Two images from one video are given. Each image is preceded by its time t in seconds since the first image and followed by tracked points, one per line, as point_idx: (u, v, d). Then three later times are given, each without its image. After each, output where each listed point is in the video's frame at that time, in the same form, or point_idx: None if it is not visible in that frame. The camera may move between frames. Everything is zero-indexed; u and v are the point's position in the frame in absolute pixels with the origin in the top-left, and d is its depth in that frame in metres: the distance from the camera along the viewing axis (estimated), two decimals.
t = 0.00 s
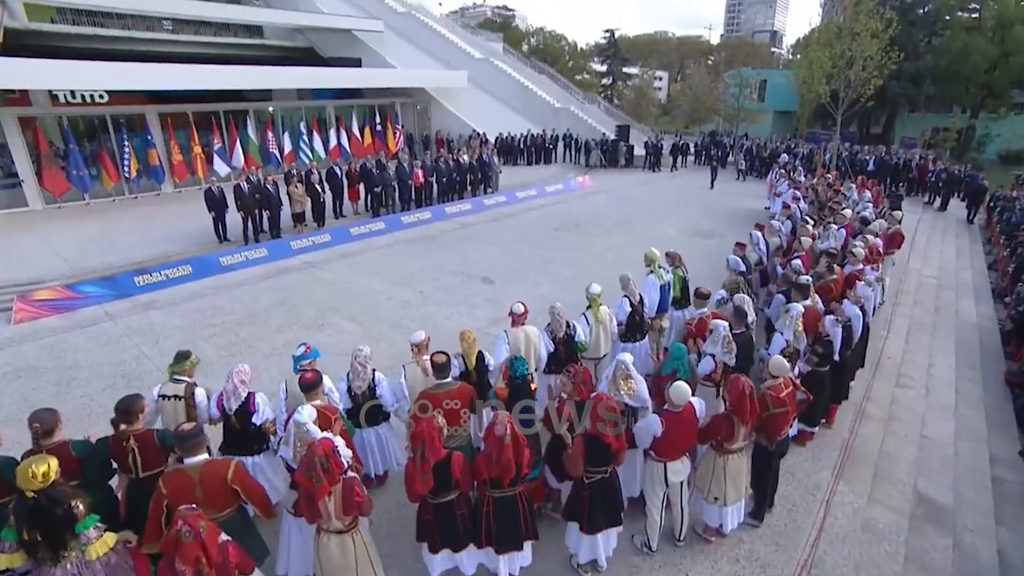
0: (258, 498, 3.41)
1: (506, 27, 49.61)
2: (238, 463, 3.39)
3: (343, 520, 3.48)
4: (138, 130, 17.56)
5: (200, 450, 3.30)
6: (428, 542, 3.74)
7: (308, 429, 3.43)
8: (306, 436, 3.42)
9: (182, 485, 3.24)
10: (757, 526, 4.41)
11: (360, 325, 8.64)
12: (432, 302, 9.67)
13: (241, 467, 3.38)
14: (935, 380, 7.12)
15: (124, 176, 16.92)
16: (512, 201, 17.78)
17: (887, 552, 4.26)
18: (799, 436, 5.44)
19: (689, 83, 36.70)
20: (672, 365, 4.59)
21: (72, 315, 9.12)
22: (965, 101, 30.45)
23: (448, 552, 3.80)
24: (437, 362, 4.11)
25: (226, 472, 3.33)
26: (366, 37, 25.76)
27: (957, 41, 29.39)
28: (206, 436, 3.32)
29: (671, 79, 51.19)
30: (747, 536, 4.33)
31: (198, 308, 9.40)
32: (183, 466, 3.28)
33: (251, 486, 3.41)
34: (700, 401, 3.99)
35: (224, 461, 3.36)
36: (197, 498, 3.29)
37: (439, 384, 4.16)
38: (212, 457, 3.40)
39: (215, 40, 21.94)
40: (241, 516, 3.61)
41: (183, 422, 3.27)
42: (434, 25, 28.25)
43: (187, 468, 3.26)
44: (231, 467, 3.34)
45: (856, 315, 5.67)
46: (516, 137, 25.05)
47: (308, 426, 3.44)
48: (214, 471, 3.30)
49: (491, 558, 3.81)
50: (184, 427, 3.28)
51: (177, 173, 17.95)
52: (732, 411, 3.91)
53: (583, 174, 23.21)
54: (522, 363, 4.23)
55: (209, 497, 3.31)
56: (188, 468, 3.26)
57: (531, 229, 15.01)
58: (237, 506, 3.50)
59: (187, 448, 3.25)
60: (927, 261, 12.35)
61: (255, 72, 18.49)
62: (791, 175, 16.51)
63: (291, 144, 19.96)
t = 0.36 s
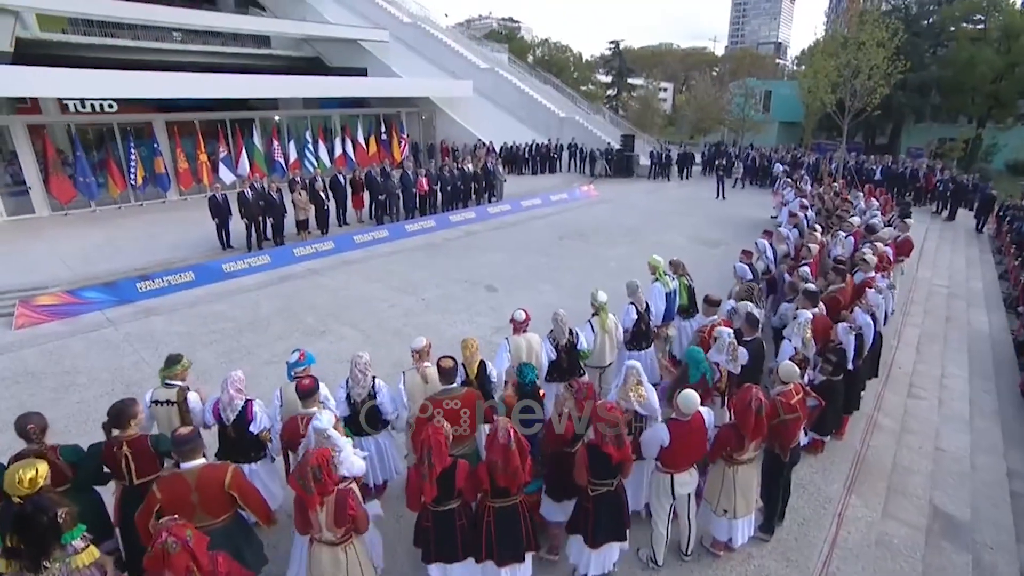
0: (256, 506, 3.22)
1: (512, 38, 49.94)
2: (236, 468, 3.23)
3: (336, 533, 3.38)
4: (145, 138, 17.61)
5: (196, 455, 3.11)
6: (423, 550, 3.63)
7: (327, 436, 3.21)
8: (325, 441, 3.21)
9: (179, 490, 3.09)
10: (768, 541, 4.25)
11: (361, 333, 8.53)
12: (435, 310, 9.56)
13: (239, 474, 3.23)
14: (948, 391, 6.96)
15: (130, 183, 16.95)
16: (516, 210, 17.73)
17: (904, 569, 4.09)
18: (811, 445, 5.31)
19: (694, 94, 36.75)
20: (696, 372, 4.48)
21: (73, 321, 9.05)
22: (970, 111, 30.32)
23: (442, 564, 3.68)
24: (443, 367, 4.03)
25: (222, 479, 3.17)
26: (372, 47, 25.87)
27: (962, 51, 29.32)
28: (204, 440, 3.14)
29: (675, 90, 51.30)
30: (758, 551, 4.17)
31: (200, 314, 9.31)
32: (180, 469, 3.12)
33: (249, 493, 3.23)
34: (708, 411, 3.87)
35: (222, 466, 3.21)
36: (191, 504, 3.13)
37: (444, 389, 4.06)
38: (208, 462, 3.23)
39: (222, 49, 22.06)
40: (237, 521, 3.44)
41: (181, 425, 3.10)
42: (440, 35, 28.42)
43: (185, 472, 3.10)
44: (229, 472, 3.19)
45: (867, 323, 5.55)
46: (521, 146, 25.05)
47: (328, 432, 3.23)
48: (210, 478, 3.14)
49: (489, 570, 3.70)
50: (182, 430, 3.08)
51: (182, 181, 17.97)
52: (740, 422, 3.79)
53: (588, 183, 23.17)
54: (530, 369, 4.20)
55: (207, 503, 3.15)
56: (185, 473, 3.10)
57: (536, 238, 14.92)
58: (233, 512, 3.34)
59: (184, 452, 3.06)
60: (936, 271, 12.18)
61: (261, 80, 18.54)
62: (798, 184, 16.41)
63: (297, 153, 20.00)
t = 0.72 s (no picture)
0: (245, 514, 3.14)
1: (516, 48, 50.15)
2: (227, 474, 3.15)
3: (336, 544, 3.27)
4: (150, 145, 17.66)
5: (187, 461, 3.01)
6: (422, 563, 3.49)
7: (346, 435, 3.34)
8: (346, 442, 3.38)
9: (167, 496, 3.00)
10: (778, 555, 4.11)
11: (363, 339, 8.45)
12: (437, 316, 9.48)
13: (230, 480, 3.15)
14: (961, 399, 6.82)
15: (135, 190, 16.97)
16: (520, 217, 17.67)
17: None
18: (821, 454, 5.20)
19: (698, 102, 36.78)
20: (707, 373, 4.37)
21: (74, 326, 8.99)
22: (975, 119, 30.18)
23: None
24: (443, 372, 3.93)
25: (212, 485, 3.09)
26: (376, 55, 25.94)
27: (967, 59, 29.23)
28: (195, 445, 3.04)
29: (679, 99, 51.38)
30: (768, 564, 4.03)
31: (201, 320, 9.25)
32: (168, 475, 3.03)
33: (239, 499, 3.15)
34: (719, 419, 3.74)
35: (212, 472, 3.12)
36: (180, 510, 3.04)
37: (444, 395, 4.00)
38: (199, 467, 3.14)
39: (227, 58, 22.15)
40: (227, 529, 3.35)
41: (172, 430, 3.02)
42: (444, 44, 28.57)
43: (173, 477, 3.01)
44: (220, 478, 3.11)
45: (877, 329, 5.45)
46: (525, 154, 25.04)
47: (348, 432, 3.34)
48: (201, 484, 3.05)
49: None
50: (171, 434, 2.99)
51: (187, 188, 18.00)
52: (753, 431, 3.68)
53: (592, 191, 23.11)
54: (537, 374, 4.06)
55: (195, 510, 3.06)
56: (174, 478, 3.01)
57: (539, 245, 14.83)
58: (222, 520, 3.24)
59: (174, 458, 2.97)
60: (945, 278, 12.02)
61: (266, 88, 18.58)
62: (803, 191, 16.30)
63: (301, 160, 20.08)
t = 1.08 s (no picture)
0: (241, 519, 3.06)
1: (520, 52, 50.22)
2: (219, 475, 3.07)
3: (350, 546, 3.21)
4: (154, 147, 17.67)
5: (178, 462, 2.94)
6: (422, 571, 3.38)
7: (352, 434, 3.28)
8: (352, 441, 3.29)
9: (157, 499, 2.92)
10: (787, 562, 4.00)
11: (364, 341, 8.37)
12: (439, 318, 9.40)
13: (223, 482, 3.07)
14: (971, 404, 6.70)
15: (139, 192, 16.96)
16: (523, 220, 17.57)
17: None
18: (830, 459, 5.10)
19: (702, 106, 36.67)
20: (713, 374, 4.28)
21: (75, 327, 8.94)
22: (981, 123, 30.01)
23: None
24: (440, 372, 3.83)
25: (204, 487, 3.01)
26: (381, 59, 25.93)
27: (973, 63, 29.09)
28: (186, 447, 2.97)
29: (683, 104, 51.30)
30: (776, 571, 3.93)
31: (202, 321, 9.19)
32: (158, 477, 2.95)
33: (233, 501, 3.07)
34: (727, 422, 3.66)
35: (204, 474, 3.04)
36: (171, 513, 2.97)
37: (439, 398, 3.91)
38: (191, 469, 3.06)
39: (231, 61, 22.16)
40: (222, 531, 3.27)
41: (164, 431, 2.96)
42: (448, 48, 28.63)
43: (163, 480, 2.93)
44: (212, 480, 3.03)
45: (886, 332, 5.34)
46: (529, 157, 24.98)
47: (354, 431, 3.28)
48: (192, 486, 2.97)
49: None
50: (163, 435, 2.91)
51: (190, 190, 18.00)
52: (760, 434, 3.59)
53: (596, 194, 23.02)
54: (541, 374, 4.21)
55: (186, 512, 2.99)
56: (165, 480, 2.93)
57: (543, 247, 14.75)
58: (216, 523, 3.16)
59: (165, 459, 2.89)
60: (954, 282, 11.88)
61: (271, 91, 18.57)
62: (809, 195, 16.14)
63: (305, 163, 20.11)
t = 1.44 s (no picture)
0: (233, 527, 2.97)
1: (524, 62, 50.39)
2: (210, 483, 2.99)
3: (354, 556, 3.11)
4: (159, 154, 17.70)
5: (168, 470, 2.86)
6: None
7: (356, 433, 3.25)
8: (358, 441, 3.30)
9: (147, 507, 2.84)
10: None
11: (366, 347, 8.30)
12: (441, 325, 9.33)
13: (214, 490, 2.99)
14: (982, 413, 6.57)
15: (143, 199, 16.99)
16: (527, 227, 17.51)
17: None
18: (839, 469, 4.98)
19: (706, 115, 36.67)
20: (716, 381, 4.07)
21: (76, 332, 8.90)
22: (986, 132, 29.92)
23: None
24: (438, 378, 3.78)
25: (195, 495, 2.92)
26: (386, 67, 26.02)
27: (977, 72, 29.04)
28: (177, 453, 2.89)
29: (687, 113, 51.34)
30: None
31: (203, 327, 9.13)
32: (148, 484, 2.87)
33: (225, 511, 2.98)
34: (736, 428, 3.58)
35: (195, 482, 2.96)
36: (160, 521, 2.88)
37: (436, 404, 3.85)
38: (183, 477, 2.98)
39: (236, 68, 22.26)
40: (215, 539, 3.19)
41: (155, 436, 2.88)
42: (452, 56, 28.75)
43: (153, 487, 2.85)
44: (202, 488, 2.94)
45: (896, 339, 5.22)
46: (533, 165, 24.99)
47: (358, 431, 3.27)
48: (182, 494, 2.89)
49: None
50: (154, 442, 2.83)
51: (194, 197, 18.02)
52: (766, 444, 3.48)
53: (600, 202, 22.98)
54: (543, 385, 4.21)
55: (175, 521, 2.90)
56: (154, 488, 2.85)
57: (546, 255, 14.68)
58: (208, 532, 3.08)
59: (156, 466, 2.81)
60: (962, 290, 11.75)
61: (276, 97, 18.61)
62: (814, 202, 16.04)
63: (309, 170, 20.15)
